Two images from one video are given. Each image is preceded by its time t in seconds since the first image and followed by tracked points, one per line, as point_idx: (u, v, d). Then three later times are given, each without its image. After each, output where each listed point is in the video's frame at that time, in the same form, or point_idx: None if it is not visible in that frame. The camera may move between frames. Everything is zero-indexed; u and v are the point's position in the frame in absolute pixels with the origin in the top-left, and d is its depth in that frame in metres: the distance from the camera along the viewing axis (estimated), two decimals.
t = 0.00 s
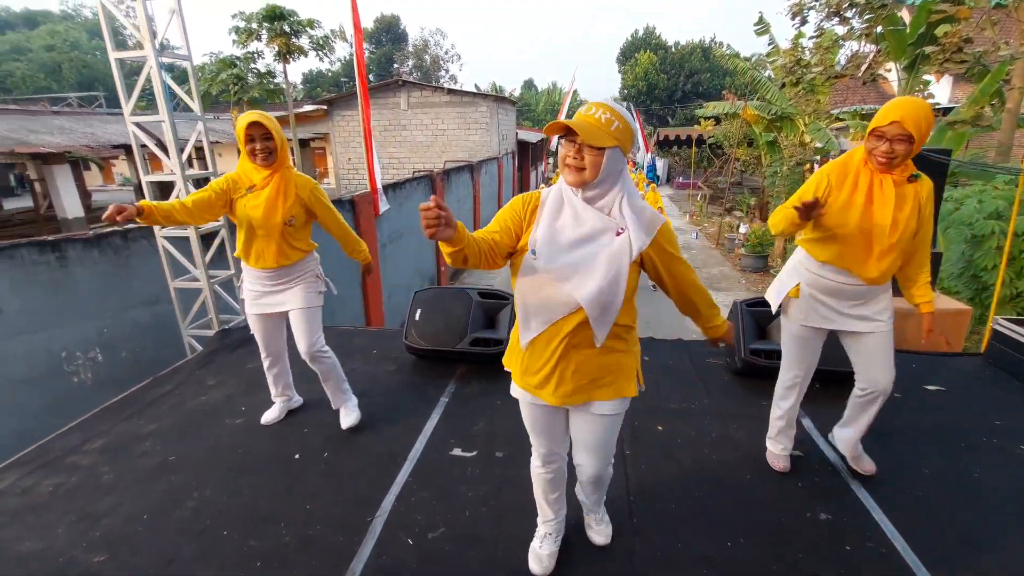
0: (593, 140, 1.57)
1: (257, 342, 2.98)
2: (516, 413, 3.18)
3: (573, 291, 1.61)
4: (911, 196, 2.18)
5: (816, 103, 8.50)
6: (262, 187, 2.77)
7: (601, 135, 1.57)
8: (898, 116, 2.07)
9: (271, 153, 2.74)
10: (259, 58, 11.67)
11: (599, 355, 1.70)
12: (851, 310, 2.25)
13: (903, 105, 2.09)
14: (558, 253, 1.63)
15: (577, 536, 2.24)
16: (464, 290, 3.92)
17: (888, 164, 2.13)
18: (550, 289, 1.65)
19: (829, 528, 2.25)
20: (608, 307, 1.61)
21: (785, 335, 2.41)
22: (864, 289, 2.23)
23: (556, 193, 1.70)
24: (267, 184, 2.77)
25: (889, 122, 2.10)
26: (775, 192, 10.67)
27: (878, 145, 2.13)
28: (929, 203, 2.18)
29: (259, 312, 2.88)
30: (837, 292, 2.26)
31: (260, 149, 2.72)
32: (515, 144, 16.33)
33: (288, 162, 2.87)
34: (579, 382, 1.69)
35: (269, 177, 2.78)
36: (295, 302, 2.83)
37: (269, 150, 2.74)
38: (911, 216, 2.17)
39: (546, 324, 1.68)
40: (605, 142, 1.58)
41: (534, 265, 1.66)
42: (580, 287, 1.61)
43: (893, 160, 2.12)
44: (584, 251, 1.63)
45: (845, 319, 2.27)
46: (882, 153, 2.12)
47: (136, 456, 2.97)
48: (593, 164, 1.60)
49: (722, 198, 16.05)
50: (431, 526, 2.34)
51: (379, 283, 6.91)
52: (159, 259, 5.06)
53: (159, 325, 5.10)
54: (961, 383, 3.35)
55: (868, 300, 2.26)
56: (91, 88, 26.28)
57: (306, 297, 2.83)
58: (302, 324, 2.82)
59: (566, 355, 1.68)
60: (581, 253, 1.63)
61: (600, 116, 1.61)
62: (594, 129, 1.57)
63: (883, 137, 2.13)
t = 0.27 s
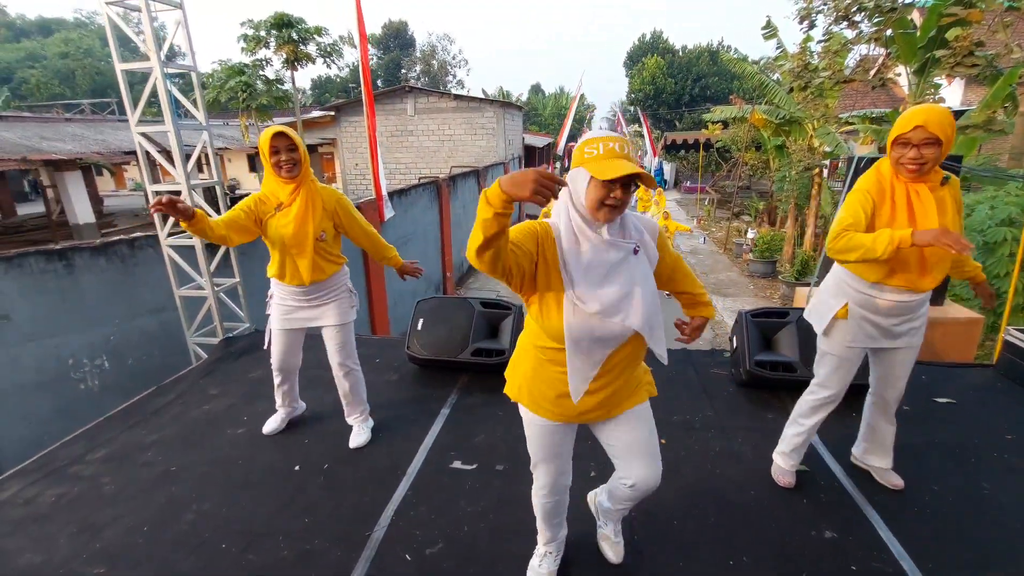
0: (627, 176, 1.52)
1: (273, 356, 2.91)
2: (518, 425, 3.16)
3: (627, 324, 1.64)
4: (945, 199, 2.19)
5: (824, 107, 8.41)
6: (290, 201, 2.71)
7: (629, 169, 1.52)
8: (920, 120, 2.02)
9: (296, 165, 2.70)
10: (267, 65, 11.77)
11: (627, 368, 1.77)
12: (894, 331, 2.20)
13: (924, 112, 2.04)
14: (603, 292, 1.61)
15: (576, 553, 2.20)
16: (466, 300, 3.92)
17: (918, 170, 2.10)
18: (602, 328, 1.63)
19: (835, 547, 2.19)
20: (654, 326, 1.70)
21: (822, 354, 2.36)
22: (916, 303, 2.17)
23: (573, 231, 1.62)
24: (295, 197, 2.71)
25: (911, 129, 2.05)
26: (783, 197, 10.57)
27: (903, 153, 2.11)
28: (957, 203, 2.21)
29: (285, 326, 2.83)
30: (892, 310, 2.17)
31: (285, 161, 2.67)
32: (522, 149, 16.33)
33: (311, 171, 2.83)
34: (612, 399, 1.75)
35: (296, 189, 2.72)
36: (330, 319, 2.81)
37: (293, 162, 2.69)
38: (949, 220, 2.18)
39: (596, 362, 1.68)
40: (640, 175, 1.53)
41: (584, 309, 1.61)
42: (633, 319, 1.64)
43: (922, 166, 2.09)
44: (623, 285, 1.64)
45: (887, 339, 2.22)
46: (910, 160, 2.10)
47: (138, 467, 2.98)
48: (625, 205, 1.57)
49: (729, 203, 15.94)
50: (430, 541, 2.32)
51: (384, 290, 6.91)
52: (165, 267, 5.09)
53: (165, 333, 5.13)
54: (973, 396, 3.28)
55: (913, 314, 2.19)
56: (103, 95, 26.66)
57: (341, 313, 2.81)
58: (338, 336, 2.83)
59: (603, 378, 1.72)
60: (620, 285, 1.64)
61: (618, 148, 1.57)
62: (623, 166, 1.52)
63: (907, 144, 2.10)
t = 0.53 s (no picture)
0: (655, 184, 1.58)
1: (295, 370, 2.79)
2: (510, 432, 3.13)
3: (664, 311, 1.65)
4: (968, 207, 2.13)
5: (824, 109, 8.35)
6: (292, 210, 2.64)
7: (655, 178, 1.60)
8: (941, 125, 2.01)
9: (304, 175, 2.65)
10: (267, 66, 11.76)
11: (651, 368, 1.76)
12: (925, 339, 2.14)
13: (945, 116, 2.03)
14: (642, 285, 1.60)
15: (565, 565, 2.17)
16: (459, 304, 3.90)
17: (940, 177, 2.07)
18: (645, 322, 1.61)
19: (827, 560, 2.16)
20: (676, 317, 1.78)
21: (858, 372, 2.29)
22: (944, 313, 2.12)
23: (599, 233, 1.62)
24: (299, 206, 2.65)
25: (931, 133, 2.03)
26: (783, 199, 10.51)
27: (924, 159, 2.08)
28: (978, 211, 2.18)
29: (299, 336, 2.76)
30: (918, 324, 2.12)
31: (295, 172, 2.63)
32: (521, 149, 16.30)
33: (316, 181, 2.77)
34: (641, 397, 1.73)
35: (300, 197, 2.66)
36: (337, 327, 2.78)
37: (302, 172, 2.65)
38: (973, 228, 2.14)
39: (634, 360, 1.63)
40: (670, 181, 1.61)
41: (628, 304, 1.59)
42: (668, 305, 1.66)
43: (944, 172, 2.06)
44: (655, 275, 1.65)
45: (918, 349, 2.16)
46: (933, 166, 2.06)
47: (126, 473, 2.95)
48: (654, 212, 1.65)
49: (729, 204, 15.89)
50: (417, 552, 2.29)
51: (381, 292, 6.88)
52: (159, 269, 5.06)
53: (159, 335, 5.10)
54: (972, 404, 3.24)
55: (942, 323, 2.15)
56: (104, 94, 26.67)
57: (343, 324, 2.77)
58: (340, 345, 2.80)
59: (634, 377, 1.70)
60: (651, 276, 1.65)
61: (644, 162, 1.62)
62: (651, 176, 1.60)
63: (927, 150, 2.07)
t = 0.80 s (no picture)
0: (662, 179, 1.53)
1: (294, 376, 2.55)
2: (501, 440, 3.10)
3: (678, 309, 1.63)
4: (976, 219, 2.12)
5: (823, 111, 8.31)
6: (296, 211, 2.55)
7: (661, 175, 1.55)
8: (953, 138, 1.98)
9: (302, 176, 2.54)
10: (265, 67, 11.74)
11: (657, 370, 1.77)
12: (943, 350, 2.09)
13: (958, 129, 2.00)
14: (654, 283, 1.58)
15: None
16: (453, 309, 3.87)
17: (953, 190, 2.04)
18: (661, 322, 1.59)
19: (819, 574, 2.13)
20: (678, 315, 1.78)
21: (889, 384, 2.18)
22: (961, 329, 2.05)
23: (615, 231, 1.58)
24: (304, 205, 2.57)
25: (945, 146, 2.00)
26: (783, 201, 10.47)
27: (935, 171, 2.04)
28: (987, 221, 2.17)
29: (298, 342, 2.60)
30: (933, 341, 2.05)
31: (292, 174, 2.51)
32: (520, 150, 16.27)
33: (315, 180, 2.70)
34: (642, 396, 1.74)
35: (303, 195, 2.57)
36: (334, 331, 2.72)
37: (300, 174, 2.53)
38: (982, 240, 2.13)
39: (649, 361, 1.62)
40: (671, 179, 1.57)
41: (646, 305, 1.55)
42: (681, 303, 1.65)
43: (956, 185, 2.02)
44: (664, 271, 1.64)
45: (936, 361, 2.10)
46: (945, 180, 2.02)
47: (114, 481, 2.93)
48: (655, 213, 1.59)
49: (728, 205, 15.86)
50: (403, 564, 2.26)
51: (377, 295, 6.86)
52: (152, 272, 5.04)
53: (153, 339, 5.08)
54: (968, 413, 3.21)
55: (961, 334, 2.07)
56: (105, 94, 26.68)
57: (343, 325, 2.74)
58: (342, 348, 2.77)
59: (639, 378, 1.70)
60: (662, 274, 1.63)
61: (647, 159, 1.59)
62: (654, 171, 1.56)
63: (939, 162, 2.03)
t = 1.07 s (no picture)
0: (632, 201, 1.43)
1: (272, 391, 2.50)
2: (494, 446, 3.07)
3: (651, 345, 1.56)
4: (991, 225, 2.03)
5: (823, 112, 8.27)
6: (287, 222, 2.51)
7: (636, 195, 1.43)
8: (965, 141, 1.85)
9: (291, 187, 2.46)
10: (264, 68, 11.72)
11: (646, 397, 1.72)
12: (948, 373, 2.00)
13: (969, 131, 1.88)
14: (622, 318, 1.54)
15: None
16: (447, 313, 3.85)
17: (965, 196, 1.92)
18: (628, 358, 1.54)
19: None
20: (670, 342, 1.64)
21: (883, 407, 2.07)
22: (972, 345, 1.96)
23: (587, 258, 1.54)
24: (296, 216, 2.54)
25: (955, 149, 1.88)
26: (782, 201, 10.43)
27: (946, 177, 1.92)
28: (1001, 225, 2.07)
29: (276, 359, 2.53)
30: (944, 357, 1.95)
31: (279, 186, 2.43)
32: (519, 151, 16.24)
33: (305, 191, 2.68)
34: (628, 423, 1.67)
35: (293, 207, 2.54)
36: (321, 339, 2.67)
37: (286, 187, 2.45)
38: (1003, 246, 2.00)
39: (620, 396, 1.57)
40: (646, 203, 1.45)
41: (607, 343, 1.52)
42: (658, 340, 1.57)
43: (966, 191, 1.91)
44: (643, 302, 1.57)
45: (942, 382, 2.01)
46: (955, 186, 1.91)
47: (102, 488, 2.90)
48: (631, 230, 1.48)
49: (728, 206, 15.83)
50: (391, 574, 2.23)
51: (374, 297, 6.84)
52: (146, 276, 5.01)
53: (146, 342, 5.05)
54: (966, 418, 3.18)
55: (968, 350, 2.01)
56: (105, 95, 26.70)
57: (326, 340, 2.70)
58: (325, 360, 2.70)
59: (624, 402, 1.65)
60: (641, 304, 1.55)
61: (628, 174, 1.46)
62: (634, 191, 1.44)
63: (949, 167, 1.92)
